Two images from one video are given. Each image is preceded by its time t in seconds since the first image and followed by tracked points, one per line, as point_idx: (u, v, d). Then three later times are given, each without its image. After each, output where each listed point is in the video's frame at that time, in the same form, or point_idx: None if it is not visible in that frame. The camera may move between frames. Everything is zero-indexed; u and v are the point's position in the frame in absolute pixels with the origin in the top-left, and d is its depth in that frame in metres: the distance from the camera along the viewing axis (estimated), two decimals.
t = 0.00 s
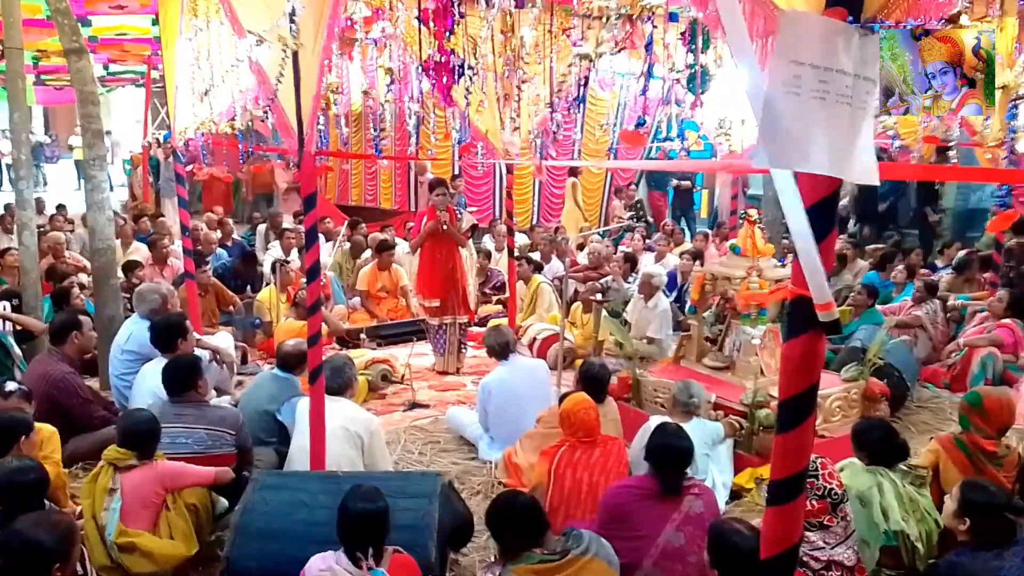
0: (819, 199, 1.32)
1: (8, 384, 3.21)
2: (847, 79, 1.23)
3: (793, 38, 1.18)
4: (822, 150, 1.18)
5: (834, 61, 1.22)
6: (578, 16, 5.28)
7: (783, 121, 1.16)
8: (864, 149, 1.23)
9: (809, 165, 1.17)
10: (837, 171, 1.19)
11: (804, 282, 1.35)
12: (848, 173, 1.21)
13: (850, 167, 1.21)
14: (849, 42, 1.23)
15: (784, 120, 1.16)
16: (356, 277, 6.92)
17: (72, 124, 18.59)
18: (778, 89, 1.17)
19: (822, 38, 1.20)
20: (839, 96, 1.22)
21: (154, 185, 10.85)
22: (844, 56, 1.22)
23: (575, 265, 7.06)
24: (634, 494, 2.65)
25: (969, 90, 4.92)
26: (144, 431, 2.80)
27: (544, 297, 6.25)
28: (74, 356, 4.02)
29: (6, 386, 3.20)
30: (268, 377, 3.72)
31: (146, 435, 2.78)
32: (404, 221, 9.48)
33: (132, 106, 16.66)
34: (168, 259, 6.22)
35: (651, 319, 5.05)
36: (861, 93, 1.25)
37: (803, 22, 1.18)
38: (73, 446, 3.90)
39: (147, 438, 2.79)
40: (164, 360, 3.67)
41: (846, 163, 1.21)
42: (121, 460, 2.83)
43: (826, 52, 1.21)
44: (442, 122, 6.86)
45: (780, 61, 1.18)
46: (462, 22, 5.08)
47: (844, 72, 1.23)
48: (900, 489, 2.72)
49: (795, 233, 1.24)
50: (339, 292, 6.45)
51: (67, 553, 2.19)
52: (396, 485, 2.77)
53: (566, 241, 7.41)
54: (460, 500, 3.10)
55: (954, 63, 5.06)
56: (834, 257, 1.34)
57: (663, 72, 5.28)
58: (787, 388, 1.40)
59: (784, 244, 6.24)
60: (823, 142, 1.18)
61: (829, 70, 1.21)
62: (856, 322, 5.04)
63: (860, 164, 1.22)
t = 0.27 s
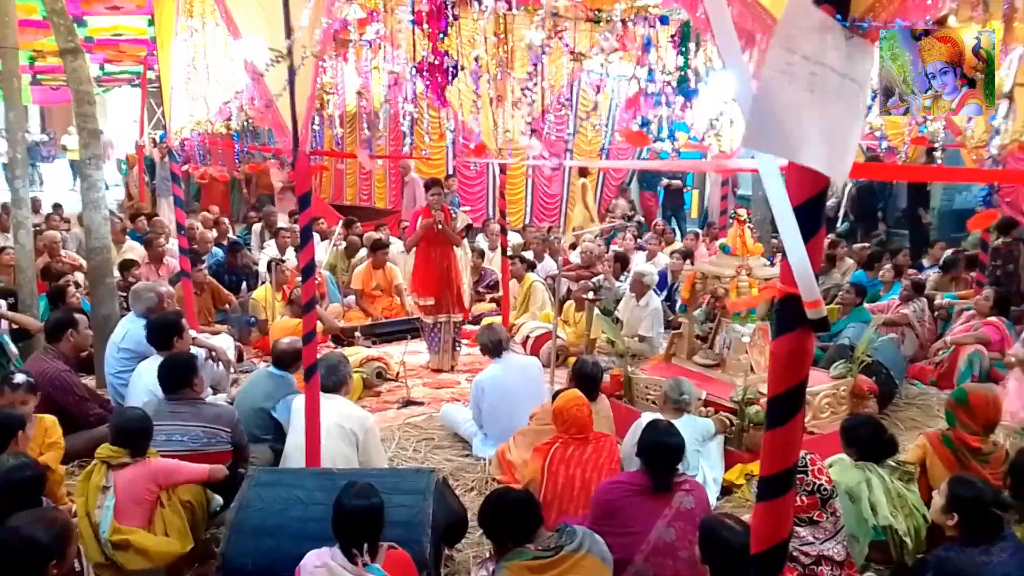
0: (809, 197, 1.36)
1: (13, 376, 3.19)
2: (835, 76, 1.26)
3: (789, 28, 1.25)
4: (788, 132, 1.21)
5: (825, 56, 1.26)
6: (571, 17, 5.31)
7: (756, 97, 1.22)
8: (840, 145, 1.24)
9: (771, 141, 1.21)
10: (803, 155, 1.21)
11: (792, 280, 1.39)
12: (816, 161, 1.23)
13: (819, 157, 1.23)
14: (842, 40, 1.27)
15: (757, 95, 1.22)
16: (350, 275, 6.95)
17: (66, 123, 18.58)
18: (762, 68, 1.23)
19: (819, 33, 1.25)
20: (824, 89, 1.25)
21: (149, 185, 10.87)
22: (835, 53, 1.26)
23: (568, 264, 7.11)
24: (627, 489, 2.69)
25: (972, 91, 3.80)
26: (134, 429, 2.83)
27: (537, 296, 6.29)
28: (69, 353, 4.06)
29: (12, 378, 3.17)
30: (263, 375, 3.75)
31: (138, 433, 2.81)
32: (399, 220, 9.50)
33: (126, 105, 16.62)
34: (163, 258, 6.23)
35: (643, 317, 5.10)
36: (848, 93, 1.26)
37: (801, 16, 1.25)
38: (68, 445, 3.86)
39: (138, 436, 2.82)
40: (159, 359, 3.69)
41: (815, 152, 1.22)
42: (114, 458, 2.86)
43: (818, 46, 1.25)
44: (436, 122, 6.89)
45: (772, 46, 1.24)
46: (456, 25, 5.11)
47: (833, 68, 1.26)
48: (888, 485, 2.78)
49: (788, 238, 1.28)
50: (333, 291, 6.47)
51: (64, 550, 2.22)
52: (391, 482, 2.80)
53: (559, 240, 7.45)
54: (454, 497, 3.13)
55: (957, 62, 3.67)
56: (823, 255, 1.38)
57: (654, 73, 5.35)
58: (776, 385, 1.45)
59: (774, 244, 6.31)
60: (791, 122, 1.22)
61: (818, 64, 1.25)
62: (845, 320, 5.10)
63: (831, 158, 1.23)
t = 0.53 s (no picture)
0: (802, 195, 1.35)
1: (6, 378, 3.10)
2: (827, 74, 1.24)
3: (777, 27, 1.19)
4: (795, 143, 1.20)
5: (817, 55, 1.23)
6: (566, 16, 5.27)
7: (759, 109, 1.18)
8: (841, 147, 1.26)
9: (777, 154, 1.19)
10: (810, 165, 1.22)
11: (788, 278, 1.37)
12: (824, 169, 1.25)
13: (824, 164, 1.24)
14: (832, 37, 1.24)
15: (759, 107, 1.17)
16: (345, 276, 6.91)
17: (59, 123, 18.50)
18: (757, 76, 1.18)
19: (806, 31, 1.21)
20: (819, 91, 1.23)
21: (141, 185, 10.82)
22: (825, 51, 1.23)
23: (563, 264, 7.09)
24: (622, 491, 2.66)
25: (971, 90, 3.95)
26: (124, 432, 2.79)
27: (533, 296, 6.27)
28: (60, 355, 4.02)
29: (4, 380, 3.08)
30: (256, 376, 3.71)
31: (127, 435, 2.78)
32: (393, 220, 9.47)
33: (118, 104, 16.54)
34: (155, 258, 6.19)
35: (639, 317, 5.08)
36: (840, 91, 1.27)
37: (789, 13, 1.19)
38: (58, 447, 3.85)
39: (128, 438, 2.79)
40: (151, 360, 3.66)
41: (822, 159, 1.23)
42: (103, 461, 2.82)
43: (808, 45, 1.22)
44: (430, 121, 6.86)
45: (762, 49, 1.19)
46: (450, 24, 5.07)
47: (824, 67, 1.24)
48: (885, 485, 2.75)
49: (782, 237, 1.27)
50: (327, 292, 6.43)
51: (53, 551, 2.18)
52: (384, 484, 2.77)
53: (554, 240, 7.43)
54: (448, 499, 3.10)
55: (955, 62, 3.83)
56: (818, 253, 1.36)
57: (650, 72, 5.32)
58: (771, 385, 1.42)
59: (770, 244, 6.29)
60: (796, 134, 1.20)
61: (810, 64, 1.22)
62: (842, 320, 5.08)
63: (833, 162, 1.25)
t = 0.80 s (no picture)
0: (797, 198, 1.36)
1: None
2: (829, 79, 1.27)
3: (770, 51, 1.21)
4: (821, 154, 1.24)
5: (814, 64, 1.25)
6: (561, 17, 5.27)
7: (780, 131, 1.21)
8: (862, 143, 1.29)
9: (805, 169, 1.22)
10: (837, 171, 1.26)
11: (780, 279, 1.37)
12: (850, 170, 1.28)
13: (849, 163, 1.28)
14: (824, 44, 1.27)
15: (777, 130, 1.20)
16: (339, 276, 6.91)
17: (52, 122, 18.45)
18: (764, 100, 1.20)
19: (798, 45, 1.23)
20: (826, 97, 1.26)
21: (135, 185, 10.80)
22: (822, 58, 1.26)
23: (558, 264, 7.09)
24: (616, 490, 2.67)
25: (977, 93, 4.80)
26: (115, 432, 2.79)
27: (527, 296, 6.27)
28: (54, 354, 4.01)
29: None
30: (250, 376, 3.70)
31: (117, 436, 2.77)
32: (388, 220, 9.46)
33: (112, 103, 16.48)
34: (149, 258, 6.17)
35: (633, 317, 5.09)
36: (847, 90, 1.29)
37: (779, 33, 1.22)
38: (52, 446, 3.82)
39: (119, 439, 2.78)
40: (145, 359, 3.65)
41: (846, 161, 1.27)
42: (94, 464, 2.81)
43: (803, 56, 1.24)
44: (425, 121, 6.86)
45: (763, 72, 1.21)
46: (445, 24, 5.07)
47: (825, 73, 1.26)
48: (878, 485, 2.77)
49: (773, 238, 1.26)
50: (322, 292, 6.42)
51: (44, 547, 2.18)
52: (379, 484, 2.77)
53: (549, 240, 7.43)
54: (443, 499, 3.10)
55: None
56: (811, 255, 1.38)
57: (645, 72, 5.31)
58: (764, 385, 1.43)
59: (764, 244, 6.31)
60: (819, 146, 1.23)
61: (810, 75, 1.25)
62: (835, 320, 5.10)
63: (857, 160, 1.29)
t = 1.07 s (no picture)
0: (786, 196, 1.37)
1: None
2: (812, 82, 1.27)
3: (754, 51, 1.24)
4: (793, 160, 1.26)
5: (799, 66, 1.26)
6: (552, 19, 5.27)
7: (756, 133, 1.24)
8: (838, 149, 1.30)
9: (776, 173, 1.25)
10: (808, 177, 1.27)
11: (769, 279, 1.38)
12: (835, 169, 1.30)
13: (822, 171, 1.28)
14: (811, 45, 1.27)
15: (752, 133, 1.23)
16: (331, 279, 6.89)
17: (42, 125, 18.37)
18: (743, 101, 1.23)
19: (783, 47, 1.25)
20: (808, 99, 1.27)
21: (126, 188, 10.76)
22: (806, 61, 1.26)
23: (550, 266, 7.10)
24: (607, 491, 2.68)
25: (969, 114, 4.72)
26: (102, 439, 2.77)
27: (520, 298, 6.27)
28: (44, 359, 3.99)
29: None
30: (241, 380, 3.69)
31: (104, 441, 2.75)
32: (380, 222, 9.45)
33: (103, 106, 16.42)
34: (140, 261, 6.15)
35: (626, 319, 5.10)
36: (829, 94, 1.29)
37: (764, 34, 1.24)
38: (43, 451, 3.80)
39: (105, 445, 2.76)
40: (136, 363, 3.64)
41: (821, 168, 1.28)
42: (83, 472, 2.79)
43: (789, 58, 1.25)
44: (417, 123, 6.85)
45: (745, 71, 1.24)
46: (435, 27, 5.06)
47: (809, 76, 1.27)
48: (869, 484, 2.77)
49: (763, 239, 1.28)
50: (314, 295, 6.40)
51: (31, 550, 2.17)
52: (371, 487, 2.77)
53: (541, 242, 7.43)
54: (435, 501, 3.10)
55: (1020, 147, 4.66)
56: (799, 255, 1.40)
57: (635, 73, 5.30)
58: (754, 385, 1.44)
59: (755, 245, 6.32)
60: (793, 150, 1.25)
61: (793, 77, 1.26)
62: (826, 320, 5.11)
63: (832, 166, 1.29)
